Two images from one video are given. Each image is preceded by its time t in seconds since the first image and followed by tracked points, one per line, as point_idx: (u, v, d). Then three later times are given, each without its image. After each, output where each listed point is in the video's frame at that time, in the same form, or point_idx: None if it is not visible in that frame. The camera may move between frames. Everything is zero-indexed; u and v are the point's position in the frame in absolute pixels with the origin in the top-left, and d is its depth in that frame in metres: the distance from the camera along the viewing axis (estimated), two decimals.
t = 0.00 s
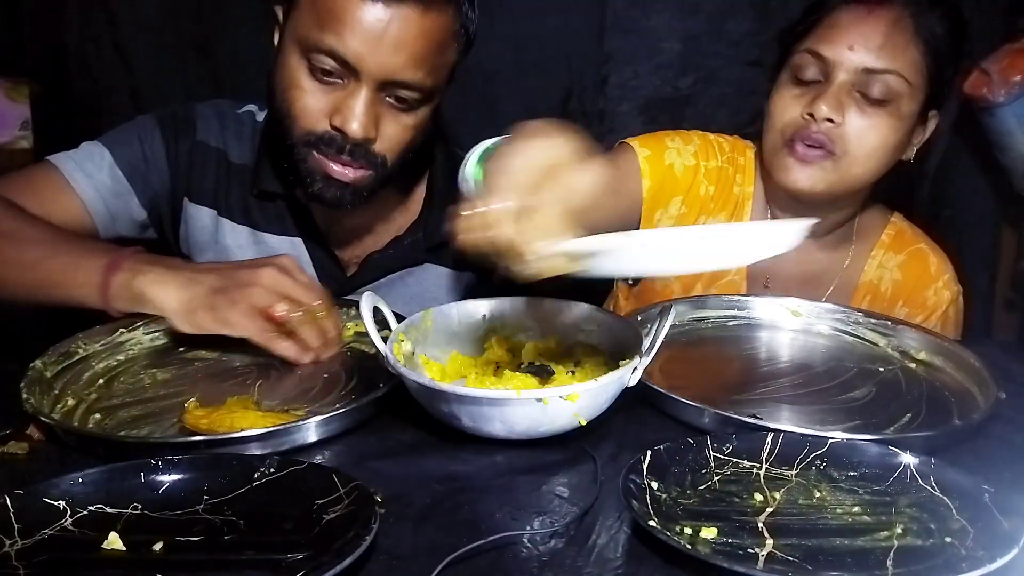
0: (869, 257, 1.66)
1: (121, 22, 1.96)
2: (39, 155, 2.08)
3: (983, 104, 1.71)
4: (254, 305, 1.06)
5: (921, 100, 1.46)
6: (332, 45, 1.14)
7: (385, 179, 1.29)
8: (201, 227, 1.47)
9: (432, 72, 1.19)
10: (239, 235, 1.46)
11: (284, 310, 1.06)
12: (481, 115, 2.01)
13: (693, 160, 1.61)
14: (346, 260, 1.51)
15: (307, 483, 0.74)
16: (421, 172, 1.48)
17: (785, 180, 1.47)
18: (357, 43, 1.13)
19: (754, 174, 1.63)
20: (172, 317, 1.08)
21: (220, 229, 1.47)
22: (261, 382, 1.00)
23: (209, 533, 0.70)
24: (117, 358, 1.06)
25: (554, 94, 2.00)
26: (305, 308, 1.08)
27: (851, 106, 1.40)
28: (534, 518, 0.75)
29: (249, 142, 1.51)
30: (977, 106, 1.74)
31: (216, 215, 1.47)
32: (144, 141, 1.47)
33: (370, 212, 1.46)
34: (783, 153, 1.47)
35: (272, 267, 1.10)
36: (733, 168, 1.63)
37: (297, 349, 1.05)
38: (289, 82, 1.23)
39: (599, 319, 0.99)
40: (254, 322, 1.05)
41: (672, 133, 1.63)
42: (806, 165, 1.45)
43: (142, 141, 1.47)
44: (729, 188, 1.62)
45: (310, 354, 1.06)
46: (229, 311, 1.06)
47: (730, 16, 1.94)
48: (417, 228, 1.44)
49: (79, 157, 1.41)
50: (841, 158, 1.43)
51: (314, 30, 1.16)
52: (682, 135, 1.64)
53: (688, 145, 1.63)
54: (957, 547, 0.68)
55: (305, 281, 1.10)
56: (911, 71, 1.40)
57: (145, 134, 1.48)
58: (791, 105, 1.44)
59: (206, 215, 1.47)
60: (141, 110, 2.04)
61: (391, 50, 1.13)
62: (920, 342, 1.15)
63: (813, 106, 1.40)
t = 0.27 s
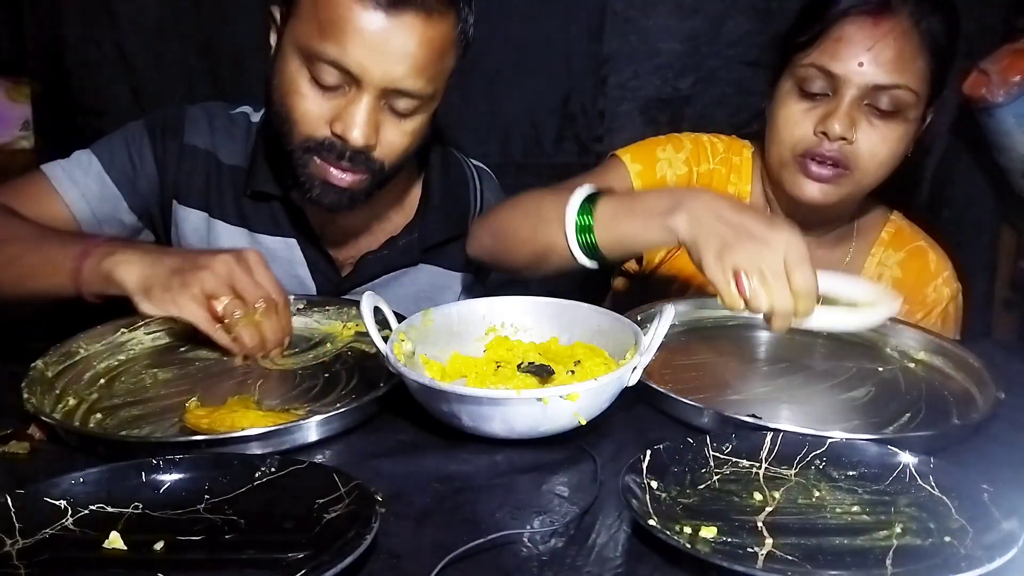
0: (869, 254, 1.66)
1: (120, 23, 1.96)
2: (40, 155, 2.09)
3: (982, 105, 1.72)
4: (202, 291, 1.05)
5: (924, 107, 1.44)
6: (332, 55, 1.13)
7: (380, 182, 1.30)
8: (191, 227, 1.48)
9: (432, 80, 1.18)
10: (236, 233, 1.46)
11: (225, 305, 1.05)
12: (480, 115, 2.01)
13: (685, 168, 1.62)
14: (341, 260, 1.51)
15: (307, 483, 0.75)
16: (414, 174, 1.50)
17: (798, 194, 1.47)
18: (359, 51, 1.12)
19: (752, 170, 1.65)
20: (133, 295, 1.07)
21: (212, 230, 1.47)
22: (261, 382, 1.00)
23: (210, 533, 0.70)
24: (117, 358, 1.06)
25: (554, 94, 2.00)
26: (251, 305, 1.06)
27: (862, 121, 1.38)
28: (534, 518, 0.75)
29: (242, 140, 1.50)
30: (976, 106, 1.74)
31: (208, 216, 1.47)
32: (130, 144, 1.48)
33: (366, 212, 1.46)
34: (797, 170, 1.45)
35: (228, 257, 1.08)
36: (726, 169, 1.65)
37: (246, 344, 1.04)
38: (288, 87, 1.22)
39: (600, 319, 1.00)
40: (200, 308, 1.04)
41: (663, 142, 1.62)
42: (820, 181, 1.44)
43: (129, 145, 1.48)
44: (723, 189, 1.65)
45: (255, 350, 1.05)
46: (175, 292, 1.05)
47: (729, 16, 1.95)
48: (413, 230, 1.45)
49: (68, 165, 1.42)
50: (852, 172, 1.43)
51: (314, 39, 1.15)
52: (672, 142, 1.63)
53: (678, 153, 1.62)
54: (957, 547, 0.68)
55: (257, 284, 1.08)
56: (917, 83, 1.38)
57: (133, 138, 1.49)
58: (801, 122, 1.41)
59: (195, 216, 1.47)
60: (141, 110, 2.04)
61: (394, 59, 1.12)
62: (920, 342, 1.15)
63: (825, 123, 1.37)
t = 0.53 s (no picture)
0: (867, 259, 1.66)
1: (120, 22, 1.97)
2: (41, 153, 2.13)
3: (982, 104, 1.72)
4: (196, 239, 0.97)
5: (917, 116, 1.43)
6: (314, 70, 1.11)
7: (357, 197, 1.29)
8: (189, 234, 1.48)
9: (416, 105, 1.16)
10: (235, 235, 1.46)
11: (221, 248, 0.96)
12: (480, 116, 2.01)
13: (674, 182, 1.63)
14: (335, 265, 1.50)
15: (306, 483, 0.74)
16: (410, 181, 1.50)
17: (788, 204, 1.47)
18: (341, 70, 1.09)
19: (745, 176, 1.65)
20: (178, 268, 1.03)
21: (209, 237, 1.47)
22: (261, 382, 1.00)
23: (210, 533, 0.70)
24: (117, 358, 1.06)
25: (553, 94, 2.00)
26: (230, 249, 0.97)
27: (852, 132, 1.37)
28: (534, 518, 0.75)
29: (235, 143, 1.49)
30: (976, 106, 1.74)
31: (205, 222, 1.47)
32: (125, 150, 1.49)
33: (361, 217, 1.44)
34: (787, 180, 1.45)
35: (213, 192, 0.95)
36: (718, 176, 1.65)
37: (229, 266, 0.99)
38: (268, 95, 1.19)
39: (600, 319, 1.00)
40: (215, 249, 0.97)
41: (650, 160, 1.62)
42: (810, 192, 1.44)
43: (124, 151, 1.49)
44: (717, 196, 1.65)
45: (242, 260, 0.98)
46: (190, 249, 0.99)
47: (729, 16, 1.95)
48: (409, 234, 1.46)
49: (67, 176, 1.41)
50: (841, 183, 1.43)
51: (299, 53, 1.12)
52: (660, 158, 1.64)
53: (666, 169, 1.63)
54: (957, 547, 0.68)
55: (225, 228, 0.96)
56: (908, 95, 1.37)
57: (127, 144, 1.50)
58: (791, 132, 1.40)
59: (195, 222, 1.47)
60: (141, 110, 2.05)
61: (378, 80, 1.10)
62: (920, 342, 1.15)
63: (813, 135, 1.36)
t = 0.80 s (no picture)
0: (861, 261, 1.67)
1: (121, 22, 1.97)
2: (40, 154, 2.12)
3: (983, 105, 1.72)
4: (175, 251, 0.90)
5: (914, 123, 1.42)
6: (339, 79, 1.10)
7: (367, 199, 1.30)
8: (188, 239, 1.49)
9: (437, 110, 1.16)
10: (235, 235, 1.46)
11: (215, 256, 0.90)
12: (480, 116, 2.01)
13: (657, 196, 1.64)
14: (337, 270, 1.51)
15: (307, 483, 0.75)
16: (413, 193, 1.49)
17: (780, 206, 1.48)
18: (364, 81, 1.09)
19: (729, 185, 1.65)
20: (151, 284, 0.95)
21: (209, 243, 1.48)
22: (261, 382, 1.00)
23: (210, 533, 0.70)
24: (117, 358, 1.06)
25: (553, 94, 2.00)
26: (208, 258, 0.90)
27: (845, 141, 1.37)
28: (534, 518, 0.75)
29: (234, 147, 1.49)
30: (977, 106, 1.74)
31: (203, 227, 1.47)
32: (119, 155, 1.50)
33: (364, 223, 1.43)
34: (778, 182, 1.47)
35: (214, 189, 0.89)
36: (703, 185, 1.66)
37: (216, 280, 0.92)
38: (286, 102, 1.19)
39: (600, 319, 1.00)
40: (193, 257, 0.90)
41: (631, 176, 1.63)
42: (800, 196, 1.46)
43: (119, 158, 1.49)
44: (703, 206, 1.66)
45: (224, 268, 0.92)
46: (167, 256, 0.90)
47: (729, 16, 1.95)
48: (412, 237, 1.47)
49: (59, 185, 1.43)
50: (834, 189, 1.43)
51: (322, 61, 1.12)
52: (642, 172, 1.65)
53: (649, 182, 1.64)
54: (957, 547, 0.68)
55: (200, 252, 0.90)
56: (904, 105, 1.36)
57: (123, 149, 1.51)
58: (784, 140, 1.41)
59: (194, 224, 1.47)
60: (141, 110, 2.05)
61: (399, 90, 1.10)
62: (920, 343, 1.15)
63: (806, 144, 1.36)
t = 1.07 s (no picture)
0: (859, 262, 1.67)
1: (120, 22, 1.97)
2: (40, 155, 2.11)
3: (983, 105, 1.72)
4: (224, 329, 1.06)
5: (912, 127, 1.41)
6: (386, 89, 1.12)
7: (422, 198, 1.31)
8: (191, 236, 1.47)
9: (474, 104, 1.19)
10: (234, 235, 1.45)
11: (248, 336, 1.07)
12: (480, 116, 2.02)
13: (654, 200, 1.64)
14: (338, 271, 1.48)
15: (307, 483, 0.75)
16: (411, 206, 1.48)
17: (779, 216, 1.48)
18: (413, 86, 1.11)
19: (727, 189, 1.65)
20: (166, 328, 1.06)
21: (211, 238, 1.46)
22: (262, 382, 1.00)
23: (210, 533, 0.70)
24: (118, 358, 1.06)
25: (553, 94, 2.00)
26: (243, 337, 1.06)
27: (846, 148, 1.37)
28: (534, 518, 0.75)
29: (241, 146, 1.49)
30: (977, 106, 1.75)
31: (207, 224, 1.46)
32: (124, 143, 1.48)
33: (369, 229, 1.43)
34: (779, 193, 1.46)
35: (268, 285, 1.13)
36: (700, 189, 1.67)
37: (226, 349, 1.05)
38: (335, 126, 1.20)
39: (600, 319, 1.00)
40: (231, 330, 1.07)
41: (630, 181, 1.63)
42: (802, 207, 1.45)
43: (123, 145, 1.48)
44: (701, 209, 1.67)
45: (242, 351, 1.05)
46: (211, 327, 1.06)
47: (729, 16, 1.95)
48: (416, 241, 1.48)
49: (57, 161, 1.42)
50: (834, 198, 1.43)
51: (366, 75, 1.14)
52: (640, 176, 1.64)
53: (646, 187, 1.64)
54: (957, 547, 0.68)
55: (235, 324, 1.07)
56: (904, 110, 1.36)
57: (128, 137, 1.49)
58: (784, 147, 1.40)
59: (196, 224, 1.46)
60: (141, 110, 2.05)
61: (444, 87, 1.12)
62: (920, 343, 1.15)
63: (808, 152, 1.36)
